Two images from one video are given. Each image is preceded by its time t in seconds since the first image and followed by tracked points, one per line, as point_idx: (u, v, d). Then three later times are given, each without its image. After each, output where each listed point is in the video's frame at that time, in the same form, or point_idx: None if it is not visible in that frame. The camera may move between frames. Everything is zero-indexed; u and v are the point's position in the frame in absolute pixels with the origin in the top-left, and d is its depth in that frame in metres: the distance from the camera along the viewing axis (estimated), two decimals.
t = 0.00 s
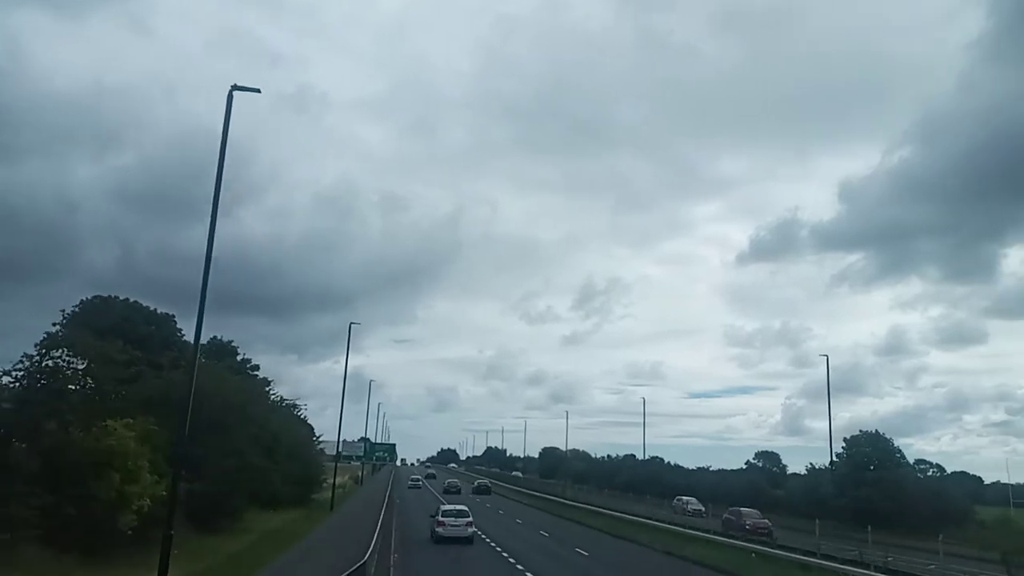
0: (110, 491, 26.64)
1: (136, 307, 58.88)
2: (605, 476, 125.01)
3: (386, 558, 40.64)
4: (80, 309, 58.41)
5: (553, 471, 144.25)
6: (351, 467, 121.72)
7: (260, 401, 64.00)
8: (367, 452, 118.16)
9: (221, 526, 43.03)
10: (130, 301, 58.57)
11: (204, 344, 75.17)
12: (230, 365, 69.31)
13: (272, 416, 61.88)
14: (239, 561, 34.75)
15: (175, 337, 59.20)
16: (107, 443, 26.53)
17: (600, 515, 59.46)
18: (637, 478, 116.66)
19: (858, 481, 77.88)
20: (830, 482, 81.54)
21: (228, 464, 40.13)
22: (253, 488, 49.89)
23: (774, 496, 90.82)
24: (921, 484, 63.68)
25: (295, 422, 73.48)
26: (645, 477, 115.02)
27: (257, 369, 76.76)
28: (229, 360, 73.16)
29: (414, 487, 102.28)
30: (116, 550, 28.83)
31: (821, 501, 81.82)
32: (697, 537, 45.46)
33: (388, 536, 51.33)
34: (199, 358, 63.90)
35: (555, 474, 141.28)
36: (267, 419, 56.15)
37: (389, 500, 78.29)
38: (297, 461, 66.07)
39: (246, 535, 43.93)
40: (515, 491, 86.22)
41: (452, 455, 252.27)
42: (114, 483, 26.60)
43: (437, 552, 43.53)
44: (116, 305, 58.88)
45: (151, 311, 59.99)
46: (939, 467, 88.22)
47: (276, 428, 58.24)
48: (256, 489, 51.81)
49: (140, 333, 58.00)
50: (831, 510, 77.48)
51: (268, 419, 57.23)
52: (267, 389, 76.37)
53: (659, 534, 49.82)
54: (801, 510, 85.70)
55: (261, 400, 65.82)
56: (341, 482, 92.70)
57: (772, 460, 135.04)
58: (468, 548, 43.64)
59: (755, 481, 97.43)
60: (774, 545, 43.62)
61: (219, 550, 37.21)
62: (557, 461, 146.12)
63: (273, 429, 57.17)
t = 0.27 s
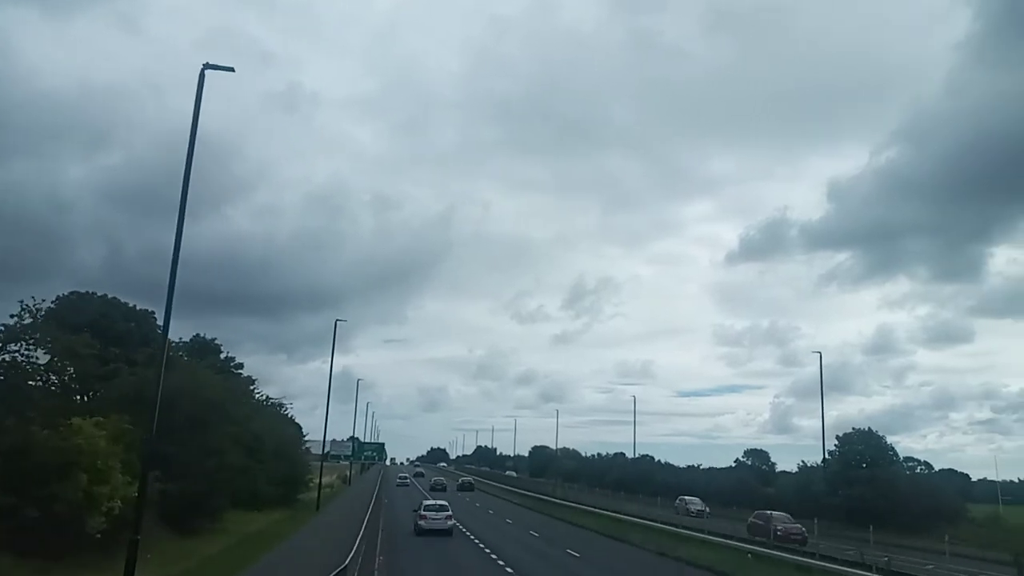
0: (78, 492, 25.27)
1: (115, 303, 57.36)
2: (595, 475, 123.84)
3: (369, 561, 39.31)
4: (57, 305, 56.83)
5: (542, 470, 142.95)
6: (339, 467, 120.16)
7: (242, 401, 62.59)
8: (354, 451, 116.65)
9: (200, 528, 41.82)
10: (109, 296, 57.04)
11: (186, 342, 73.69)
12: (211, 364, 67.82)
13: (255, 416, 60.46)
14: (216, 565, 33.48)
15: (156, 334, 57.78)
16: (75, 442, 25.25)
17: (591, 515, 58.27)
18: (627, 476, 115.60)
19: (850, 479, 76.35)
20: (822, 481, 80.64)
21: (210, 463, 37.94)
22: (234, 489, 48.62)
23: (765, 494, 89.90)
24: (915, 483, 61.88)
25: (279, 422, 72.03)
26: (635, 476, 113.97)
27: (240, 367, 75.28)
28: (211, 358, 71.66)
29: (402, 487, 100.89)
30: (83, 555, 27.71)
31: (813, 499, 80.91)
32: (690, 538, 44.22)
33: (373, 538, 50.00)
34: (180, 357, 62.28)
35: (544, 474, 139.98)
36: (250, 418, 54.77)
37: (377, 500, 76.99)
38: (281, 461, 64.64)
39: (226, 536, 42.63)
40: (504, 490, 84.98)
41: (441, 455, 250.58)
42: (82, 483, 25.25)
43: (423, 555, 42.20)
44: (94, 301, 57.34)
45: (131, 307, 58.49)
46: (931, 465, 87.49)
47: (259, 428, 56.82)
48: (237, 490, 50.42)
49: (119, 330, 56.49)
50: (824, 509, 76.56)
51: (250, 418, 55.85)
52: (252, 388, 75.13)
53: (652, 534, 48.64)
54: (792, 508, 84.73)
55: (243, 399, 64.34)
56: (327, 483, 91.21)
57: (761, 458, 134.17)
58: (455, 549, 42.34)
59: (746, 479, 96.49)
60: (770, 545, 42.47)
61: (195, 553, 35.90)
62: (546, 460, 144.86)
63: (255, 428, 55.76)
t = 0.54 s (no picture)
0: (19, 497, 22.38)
1: (82, 298, 54.55)
2: (583, 476, 121.58)
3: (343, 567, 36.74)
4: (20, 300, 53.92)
5: (530, 471, 140.58)
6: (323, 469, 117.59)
7: (217, 400, 59.93)
8: (338, 453, 114.13)
9: (167, 534, 39.32)
10: (76, 291, 54.19)
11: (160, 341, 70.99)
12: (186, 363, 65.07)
13: (229, 415, 57.79)
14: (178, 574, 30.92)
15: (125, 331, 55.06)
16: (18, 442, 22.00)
17: (581, 518, 56.00)
18: (616, 477, 113.31)
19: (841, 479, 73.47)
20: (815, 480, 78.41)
21: (174, 464, 34.94)
22: (205, 493, 46.14)
23: (756, 495, 87.68)
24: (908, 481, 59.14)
25: (257, 423, 69.36)
26: (624, 476, 111.71)
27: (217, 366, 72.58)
28: (186, 357, 68.94)
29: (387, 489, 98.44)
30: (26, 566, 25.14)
31: (806, 499, 78.73)
32: (683, 540, 41.93)
33: (350, 542, 47.48)
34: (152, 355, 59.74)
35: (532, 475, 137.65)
36: (223, 418, 52.19)
37: (359, 503, 74.47)
38: (257, 463, 62.01)
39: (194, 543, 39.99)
40: (490, 492, 82.51)
41: (427, 456, 247.77)
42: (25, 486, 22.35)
43: (401, 560, 39.70)
44: (60, 296, 54.47)
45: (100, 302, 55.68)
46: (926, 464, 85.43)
47: (233, 429, 54.16)
48: (208, 494, 47.80)
49: (87, 326, 53.62)
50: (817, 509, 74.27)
51: (224, 418, 53.19)
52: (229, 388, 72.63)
53: (644, 537, 46.33)
54: (784, 509, 82.55)
55: (217, 399, 61.64)
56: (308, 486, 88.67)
57: (750, 458, 132.22)
58: (436, 555, 39.79)
59: (737, 479, 94.27)
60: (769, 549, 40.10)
61: (157, 562, 33.27)
62: (533, 461, 142.53)
63: (229, 429, 53.06)
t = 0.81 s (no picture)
0: None
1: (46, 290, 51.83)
2: (571, 474, 119.38)
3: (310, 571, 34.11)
4: None
5: (516, 469, 138.43)
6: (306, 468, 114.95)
7: (188, 398, 57.32)
8: (322, 452, 111.67)
9: (125, 540, 36.86)
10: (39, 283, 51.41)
11: (133, 336, 68.31)
12: (158, 360, 62.38)
13: (201, 412, 55.04)
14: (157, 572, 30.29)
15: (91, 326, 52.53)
16: None
17: (572, 517, 53.63)
18: (604, 475, 111.16)
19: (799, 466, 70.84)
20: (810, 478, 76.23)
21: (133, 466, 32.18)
22: (172, 495, 43.67)
23: (749, 492, 85.61)
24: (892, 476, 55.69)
25: (232, 421, 66.64)
26: (612, 474, 109.59)
27: (191, 363, 69.95)
28: (159, 353, 66.32)
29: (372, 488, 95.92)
30: None
31: (800, 497, 76.63)
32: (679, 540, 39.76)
33: (327, 544, 44.87)
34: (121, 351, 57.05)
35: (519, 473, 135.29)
36: (194, 414, 49.62)
37: (341, 503, 72.04)
38: (232, 463, 59.27)
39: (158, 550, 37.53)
40: (477, 492, 79.77)
41: (414, 454, 245.23)
42: None
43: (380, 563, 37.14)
44: (24, 288, 51.67)
45: (65, 295, 53.01)
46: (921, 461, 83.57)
47: (205, 428, 51.54)
48: (175, 497, 45.24)
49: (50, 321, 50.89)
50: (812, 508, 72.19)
51: (194, 414, 50.52)
52: (205, 385, 70.06)
53: (636, 538, 43.93)
54: (778, 506, 80.50)
55: (189, 396, 58.82)
56: (289, 487, 85.99)
57: (736, 454, 130.50)
58: (418, 558, 37.32)
59: (728, 476, 92.17)
60: (769, 552, 37.52)
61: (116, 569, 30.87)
62: (521, 459, 140.18)
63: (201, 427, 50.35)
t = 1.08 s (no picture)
0: None
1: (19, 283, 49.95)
2: (561, 474, 117.50)
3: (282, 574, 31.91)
4: None
5: (507, 469, 136.30)
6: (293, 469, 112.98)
7: (165, 395, 55.33)
8: (310, 452, 109.74)
9: (92, 543, 34.79)
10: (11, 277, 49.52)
11: (112, 332, 66.39)
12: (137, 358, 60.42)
13: (177, 410, 52.93)
14: None
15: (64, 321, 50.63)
16: None
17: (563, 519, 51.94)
18: (595, 475, 109.33)
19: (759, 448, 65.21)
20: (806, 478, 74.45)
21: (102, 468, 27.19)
22: (144, 497, 41.65)
23: (742, 491, 83.85)
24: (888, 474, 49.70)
25: (213, 420, 64.64)
26: (603, 474, 107.76)
27: (172, 361, 68.00)
28: (138, 350, 64.39)
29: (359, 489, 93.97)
30: None
31: (796, 497, 74.85)
32: (677, 545, 37.14)
33: (306, 546, 42.85)
34: (96, 347, 54.79)
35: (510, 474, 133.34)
36: (169, 412, 47.37)
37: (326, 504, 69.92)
38: (211, 463, 57.17)
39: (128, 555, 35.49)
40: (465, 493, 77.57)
41: (403, 455, 242.89)
42: None
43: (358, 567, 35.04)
44: None
45: (39, 289, 51.07)
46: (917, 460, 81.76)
47: (181, 425, 49.40)
48: (147, 499, 43.15)
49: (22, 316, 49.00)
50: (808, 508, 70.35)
51: (169, 411, 48.40)
52: (185, 383, 68.08)
53: (630, 540, 42.05)
54: (773, 506, 78.74)
55: (167, 393, 56.82)
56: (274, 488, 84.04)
57: (729, 454, 128.85)
58: (401, 561, 35.33)
59: (722, 475, 90.37)
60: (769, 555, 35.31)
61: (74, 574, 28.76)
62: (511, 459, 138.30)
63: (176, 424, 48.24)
